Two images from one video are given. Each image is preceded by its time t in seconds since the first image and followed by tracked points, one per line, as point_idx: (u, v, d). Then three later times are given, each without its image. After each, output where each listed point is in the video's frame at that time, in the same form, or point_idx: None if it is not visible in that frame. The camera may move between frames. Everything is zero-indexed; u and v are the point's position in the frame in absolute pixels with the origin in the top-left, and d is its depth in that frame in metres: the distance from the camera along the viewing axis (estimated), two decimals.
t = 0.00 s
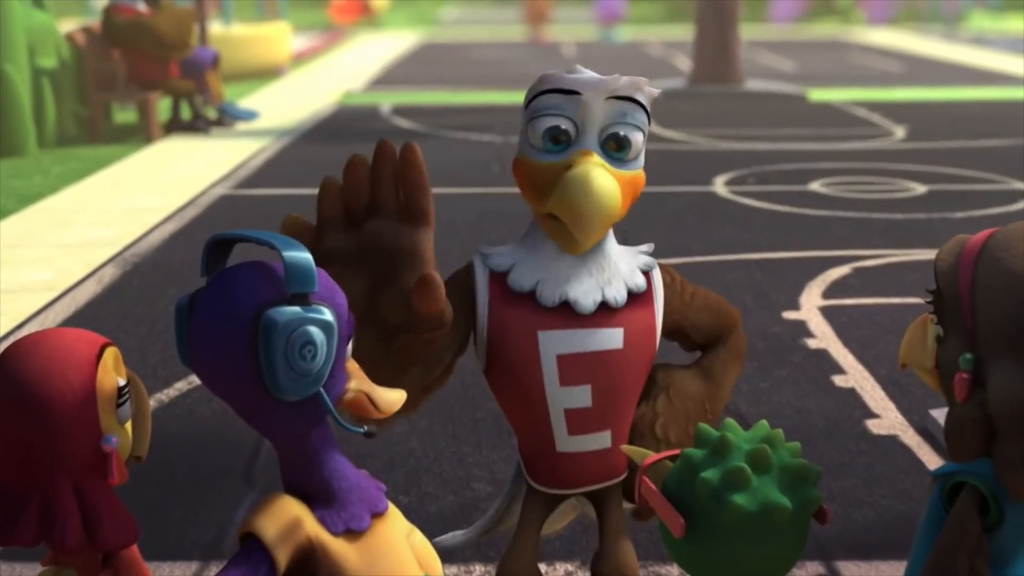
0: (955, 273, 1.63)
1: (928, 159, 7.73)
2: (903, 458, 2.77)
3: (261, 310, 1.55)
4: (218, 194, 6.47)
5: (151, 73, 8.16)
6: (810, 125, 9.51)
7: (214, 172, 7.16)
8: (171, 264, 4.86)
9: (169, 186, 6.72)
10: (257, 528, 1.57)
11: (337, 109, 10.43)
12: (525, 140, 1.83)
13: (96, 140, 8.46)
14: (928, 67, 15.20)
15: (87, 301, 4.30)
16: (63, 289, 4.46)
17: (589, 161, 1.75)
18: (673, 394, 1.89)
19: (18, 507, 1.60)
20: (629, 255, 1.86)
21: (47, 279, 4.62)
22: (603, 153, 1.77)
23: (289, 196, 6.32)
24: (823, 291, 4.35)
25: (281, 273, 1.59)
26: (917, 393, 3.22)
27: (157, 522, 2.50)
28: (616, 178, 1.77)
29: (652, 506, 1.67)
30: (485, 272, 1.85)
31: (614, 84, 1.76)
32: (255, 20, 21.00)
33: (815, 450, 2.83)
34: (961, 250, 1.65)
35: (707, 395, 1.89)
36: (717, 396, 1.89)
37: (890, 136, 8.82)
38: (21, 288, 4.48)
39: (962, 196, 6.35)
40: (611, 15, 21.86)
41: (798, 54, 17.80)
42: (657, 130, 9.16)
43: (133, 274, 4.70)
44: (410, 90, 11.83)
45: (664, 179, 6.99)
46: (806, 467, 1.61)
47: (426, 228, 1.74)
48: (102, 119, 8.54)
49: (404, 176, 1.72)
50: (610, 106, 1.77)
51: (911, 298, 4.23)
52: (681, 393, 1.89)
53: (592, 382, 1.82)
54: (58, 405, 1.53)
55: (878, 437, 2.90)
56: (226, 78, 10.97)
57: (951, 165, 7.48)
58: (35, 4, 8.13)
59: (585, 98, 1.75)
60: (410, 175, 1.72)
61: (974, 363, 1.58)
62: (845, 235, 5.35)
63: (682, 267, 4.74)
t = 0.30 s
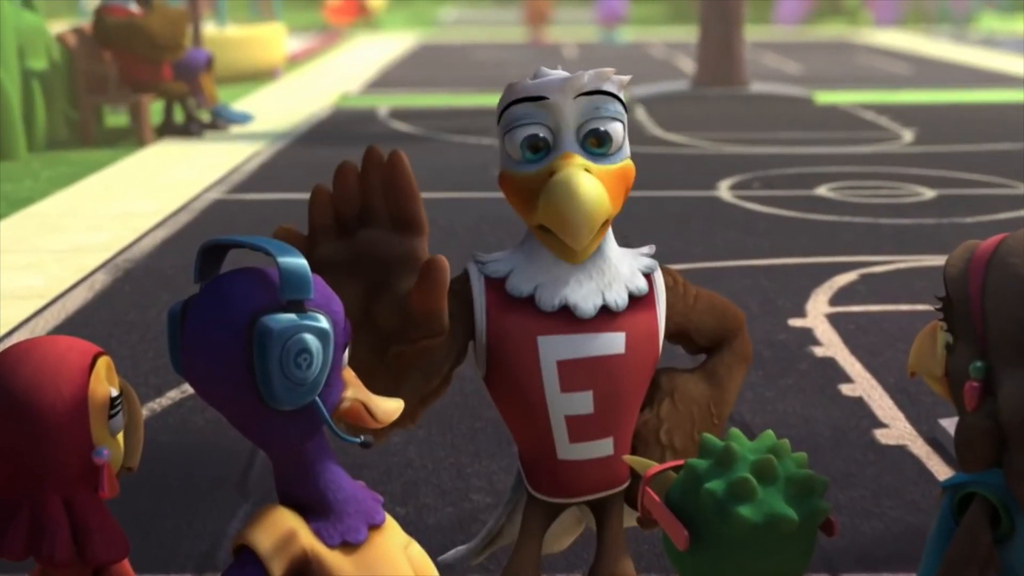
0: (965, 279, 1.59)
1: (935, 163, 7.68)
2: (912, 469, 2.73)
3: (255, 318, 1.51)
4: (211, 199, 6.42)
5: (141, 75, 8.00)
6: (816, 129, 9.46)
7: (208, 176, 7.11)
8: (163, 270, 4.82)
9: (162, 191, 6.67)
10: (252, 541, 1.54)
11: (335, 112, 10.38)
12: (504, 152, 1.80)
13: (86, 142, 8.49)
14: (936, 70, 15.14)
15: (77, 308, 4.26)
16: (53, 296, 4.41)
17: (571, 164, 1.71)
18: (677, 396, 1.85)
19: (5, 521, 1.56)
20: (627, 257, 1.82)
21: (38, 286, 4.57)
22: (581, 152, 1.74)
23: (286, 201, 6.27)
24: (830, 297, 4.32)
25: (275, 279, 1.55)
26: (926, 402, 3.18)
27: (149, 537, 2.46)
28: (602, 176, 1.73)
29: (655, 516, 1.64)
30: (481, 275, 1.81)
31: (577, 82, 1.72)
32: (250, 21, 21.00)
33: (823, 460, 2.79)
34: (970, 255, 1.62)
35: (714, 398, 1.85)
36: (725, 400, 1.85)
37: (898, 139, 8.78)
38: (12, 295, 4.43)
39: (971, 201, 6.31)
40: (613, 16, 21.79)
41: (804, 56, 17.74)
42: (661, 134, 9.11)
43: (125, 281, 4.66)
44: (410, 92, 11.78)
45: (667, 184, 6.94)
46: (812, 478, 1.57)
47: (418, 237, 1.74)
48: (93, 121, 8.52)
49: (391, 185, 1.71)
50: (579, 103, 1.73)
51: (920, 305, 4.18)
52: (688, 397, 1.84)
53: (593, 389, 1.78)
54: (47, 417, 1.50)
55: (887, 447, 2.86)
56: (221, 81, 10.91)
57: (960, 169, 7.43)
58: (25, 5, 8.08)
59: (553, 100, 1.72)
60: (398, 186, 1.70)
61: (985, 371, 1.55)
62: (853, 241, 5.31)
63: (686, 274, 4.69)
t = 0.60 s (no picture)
0: (996, 280, 1.57)
1: (943, 167, 7.64)
2: (920, 479, 2.70)
3: (249, 325, 1.47)
4: (206, 204, 6.38)
5: (134, 78, 8.03)
6: (822, 132, 9.42)
7: (203, 181, 7.08)
8: (155, 276, 4.78)
9: (155, 196, 6.63)
10: (245, 553, 1.51)
11: (334, 115, 10.34)
12: (503, 156, 1.77)
13: (77, 146, 8.43)
14: (944, 71, 15.11)
15: (68, 314, 4.22)
16: (44, 303, 4.38)
17: (572, 167, 1.68)
18: (682, 406, 1.82)
19: None
20: (630, 263, 1.79)
21: (29, 292, 4.53)
22: (584, 155, 1.71)
23: (283, 206, 6.23)
24: (837, 304, 4.28)
25: (270, 285, 1.52)
26: (934, 411, 3.14)
27: (143, 550, 2.42)
28: (603, 181, 1.70)
29: (658, 528, 1.61)
30: (481, 281, 1.78)
31: (579, 84, 1.69)
32: (245, 22, 20.98)
33: (830, 471, 2.76)
34: (996, 258, 1.60)
35: (718, 409, 1.82)
36: (730, 410, 1.82)
37: (907, 143, 8.75)
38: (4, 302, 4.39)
39: (980, 206, 6.28)
40: (616, 17, 21.74)
41: (811, 58, 17.70)
42: (664, 138, 9.08)
43: (117, 287, 4.62)
44: (412, 96, 11.73)
45: (670, 188, 6.90)
46: (819, 489, 1.54)
47: (417, 242, 1.70)
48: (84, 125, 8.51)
49: (389, 188, 1.68)
50: (580, 106, 1.70)
51: (928, 312, 4.14)
52: (693, 406, 1.81)
53: (595, 398, 1.75)
54: (36, 428, 1.46)
55: (895, 457, 2.83)
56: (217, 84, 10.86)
57: (967, 173, 7.40)
58: (15, 6, 8.03)
59: (553, 103, 1.69)
60: (396, 191, 1.67)
61: (1021, 373, 1.53)
62: (860, 246, 5.27)
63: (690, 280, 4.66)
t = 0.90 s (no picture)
0: (1010, 286, 1.54)
1: (950, 170, 7.61)
2: (929, 490, 2.67)
3: (243, 333, 1.44)
4: (200, 208, 6.34)
5: (127, 79, 8.06)
6: (827, 135, 9.38)
7: (196, 185, 7.04)
8: (148, 282, 4.75)
9: (147, 200, 6.59)
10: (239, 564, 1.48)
11: (332, 118, 10.30)
12: (496, 150, 1.75)
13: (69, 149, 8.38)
14: (951, 73, 15.07)
15: (58, 322, 4.19)
16: (34, 310, 4.34)
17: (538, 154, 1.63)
18: (687, 413, 1.78)
19: None
20: (632, 267, 1.75)
21: (19, 299, 4.49)
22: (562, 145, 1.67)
23: (281, 211, 6.19)
24: (844, 311, 4.25)
25: (265, 292, 1.49)
26: (943, 420, 3.11)
27: (135, 563, 2.38)
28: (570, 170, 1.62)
29: (662, 540, 1.58)
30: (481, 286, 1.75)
31: (555, 73, 1.66)
32: (240, 23, 20.92)
33: (837, 481, 2.72)
34: (1009, 263, 1.57)
35: (723, 417, 1.79)
36: (736, 419, 1.79)
37: (914, 146, 8.72)
38: None
39: (988, 211, 6.25)
40: (618, 19, 21.69)
41: (817, 60, 17.65)
42: (667, 141, 9.05)
43: (108, 294, 4.58)
44: (413, 98, 11.69)
45: (673, 192, 6.87)
46: (826, 499, 1.51)
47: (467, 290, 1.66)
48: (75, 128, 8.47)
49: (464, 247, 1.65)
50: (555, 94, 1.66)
51: (936, 319, 4.11)
52: (698, 414, 1.78)
53: (596, 405, 1.72)
54: (26, 437, 1.43)
55: (904, 466, 2.80)
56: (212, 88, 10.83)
57: (976, 177, 7.36)
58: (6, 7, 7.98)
59: (529, 91, 1.66)
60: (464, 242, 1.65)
61: None
62: (867, 252, 5.24)
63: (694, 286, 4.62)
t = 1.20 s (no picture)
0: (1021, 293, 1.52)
1: (957, 174, 7.57)
2: (937, 499, 2.64)
3: (237, 340, 1.41)
4: (193, 213, 6.31)
5: (119, 82, 8.01)
6: (832, 139, 9.33)
7: (190, 189, 7.00)
8: (141, 288, 4.72)
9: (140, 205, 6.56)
10: None
11: (330, 121, 10.26)
12: (527, 154, 1.68)
13: (60, 153, 8.34)
14: (959, 75, 15.02)
15: (48, 328, 4.16)
16: (26, 316, 4.31)
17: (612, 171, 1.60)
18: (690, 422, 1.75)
19: None
20: (635, 274, 1.73)
21: (9, 305, 4.45)
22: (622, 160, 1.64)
23: (279, 215, 6.16)
24: (851, 317, 4.22)
25: (260, 298, 1.46)
26: (951, 428, 3.08)
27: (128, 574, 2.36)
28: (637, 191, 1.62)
29: (665, 549, 1.55)
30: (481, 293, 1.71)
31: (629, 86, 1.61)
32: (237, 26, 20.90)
33: (844, 490, 2.70)
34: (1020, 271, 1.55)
35: (727, 425, 1.75)
36: (739, 427, 1.76)
37: (922, 149, 8.68)
38: None
39: (996, 215, 6.21)
40: (621, 20, 21.65)
41: (822, 62, 17.60)
42: (670, 144, 9.02)
43: (100, 300, 4.55)
44: (414, 101, 11.66)
45: (677, 197, 6.84)
46: (832, 509, 1.47)
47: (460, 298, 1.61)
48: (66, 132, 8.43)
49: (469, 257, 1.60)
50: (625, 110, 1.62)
51: (944, 326, 4.08)
52: (701, 422, 1.75)
53: (598, 415, 1.69)
54: (14, 445, 1.40)
55: (912, 476, 2.77)
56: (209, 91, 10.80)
57: (985, 181, 7.32)
58: None
59: (600, 104, 1.61)
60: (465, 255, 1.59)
61: None
62: (875, 257, 5.20)
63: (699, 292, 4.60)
